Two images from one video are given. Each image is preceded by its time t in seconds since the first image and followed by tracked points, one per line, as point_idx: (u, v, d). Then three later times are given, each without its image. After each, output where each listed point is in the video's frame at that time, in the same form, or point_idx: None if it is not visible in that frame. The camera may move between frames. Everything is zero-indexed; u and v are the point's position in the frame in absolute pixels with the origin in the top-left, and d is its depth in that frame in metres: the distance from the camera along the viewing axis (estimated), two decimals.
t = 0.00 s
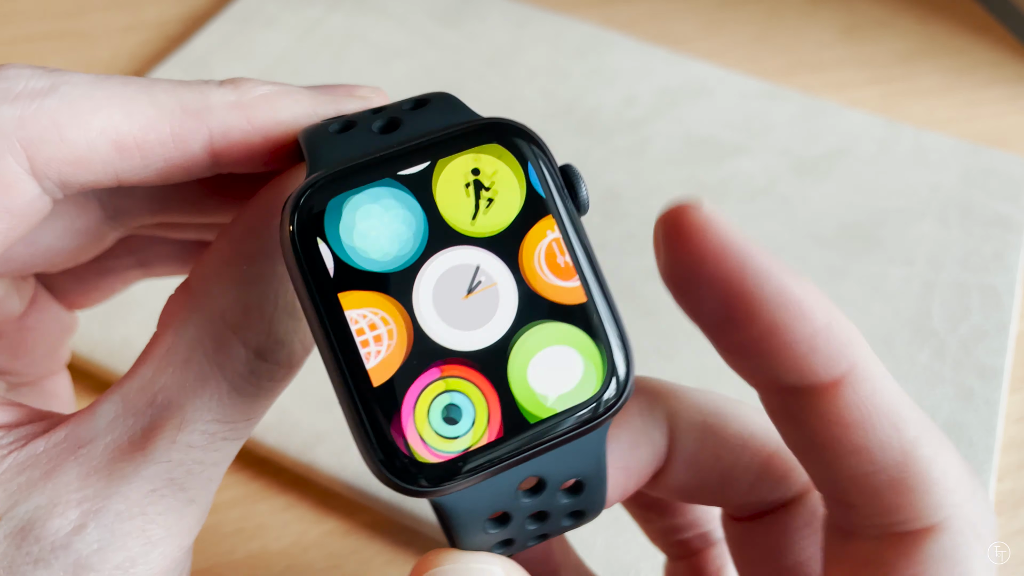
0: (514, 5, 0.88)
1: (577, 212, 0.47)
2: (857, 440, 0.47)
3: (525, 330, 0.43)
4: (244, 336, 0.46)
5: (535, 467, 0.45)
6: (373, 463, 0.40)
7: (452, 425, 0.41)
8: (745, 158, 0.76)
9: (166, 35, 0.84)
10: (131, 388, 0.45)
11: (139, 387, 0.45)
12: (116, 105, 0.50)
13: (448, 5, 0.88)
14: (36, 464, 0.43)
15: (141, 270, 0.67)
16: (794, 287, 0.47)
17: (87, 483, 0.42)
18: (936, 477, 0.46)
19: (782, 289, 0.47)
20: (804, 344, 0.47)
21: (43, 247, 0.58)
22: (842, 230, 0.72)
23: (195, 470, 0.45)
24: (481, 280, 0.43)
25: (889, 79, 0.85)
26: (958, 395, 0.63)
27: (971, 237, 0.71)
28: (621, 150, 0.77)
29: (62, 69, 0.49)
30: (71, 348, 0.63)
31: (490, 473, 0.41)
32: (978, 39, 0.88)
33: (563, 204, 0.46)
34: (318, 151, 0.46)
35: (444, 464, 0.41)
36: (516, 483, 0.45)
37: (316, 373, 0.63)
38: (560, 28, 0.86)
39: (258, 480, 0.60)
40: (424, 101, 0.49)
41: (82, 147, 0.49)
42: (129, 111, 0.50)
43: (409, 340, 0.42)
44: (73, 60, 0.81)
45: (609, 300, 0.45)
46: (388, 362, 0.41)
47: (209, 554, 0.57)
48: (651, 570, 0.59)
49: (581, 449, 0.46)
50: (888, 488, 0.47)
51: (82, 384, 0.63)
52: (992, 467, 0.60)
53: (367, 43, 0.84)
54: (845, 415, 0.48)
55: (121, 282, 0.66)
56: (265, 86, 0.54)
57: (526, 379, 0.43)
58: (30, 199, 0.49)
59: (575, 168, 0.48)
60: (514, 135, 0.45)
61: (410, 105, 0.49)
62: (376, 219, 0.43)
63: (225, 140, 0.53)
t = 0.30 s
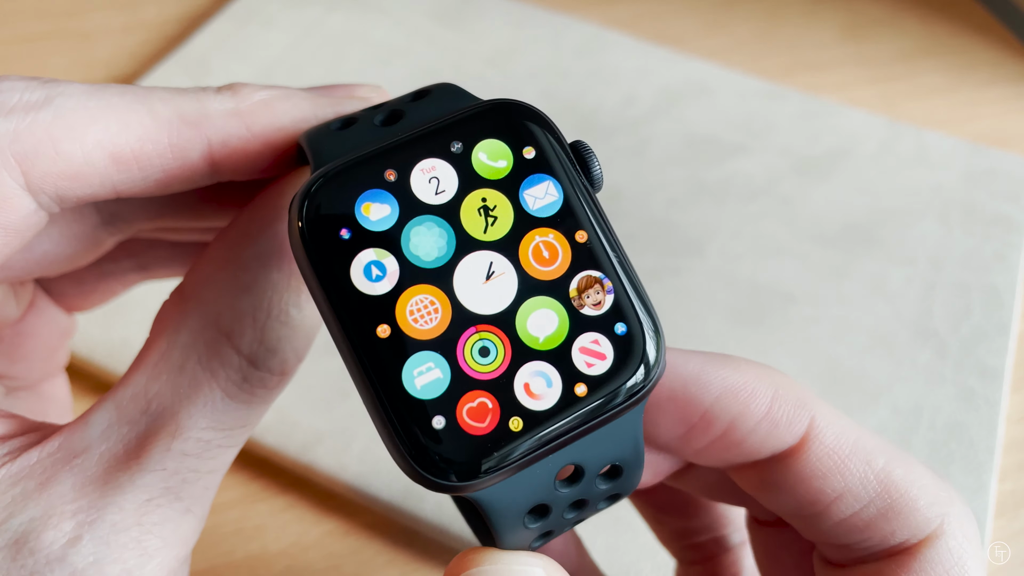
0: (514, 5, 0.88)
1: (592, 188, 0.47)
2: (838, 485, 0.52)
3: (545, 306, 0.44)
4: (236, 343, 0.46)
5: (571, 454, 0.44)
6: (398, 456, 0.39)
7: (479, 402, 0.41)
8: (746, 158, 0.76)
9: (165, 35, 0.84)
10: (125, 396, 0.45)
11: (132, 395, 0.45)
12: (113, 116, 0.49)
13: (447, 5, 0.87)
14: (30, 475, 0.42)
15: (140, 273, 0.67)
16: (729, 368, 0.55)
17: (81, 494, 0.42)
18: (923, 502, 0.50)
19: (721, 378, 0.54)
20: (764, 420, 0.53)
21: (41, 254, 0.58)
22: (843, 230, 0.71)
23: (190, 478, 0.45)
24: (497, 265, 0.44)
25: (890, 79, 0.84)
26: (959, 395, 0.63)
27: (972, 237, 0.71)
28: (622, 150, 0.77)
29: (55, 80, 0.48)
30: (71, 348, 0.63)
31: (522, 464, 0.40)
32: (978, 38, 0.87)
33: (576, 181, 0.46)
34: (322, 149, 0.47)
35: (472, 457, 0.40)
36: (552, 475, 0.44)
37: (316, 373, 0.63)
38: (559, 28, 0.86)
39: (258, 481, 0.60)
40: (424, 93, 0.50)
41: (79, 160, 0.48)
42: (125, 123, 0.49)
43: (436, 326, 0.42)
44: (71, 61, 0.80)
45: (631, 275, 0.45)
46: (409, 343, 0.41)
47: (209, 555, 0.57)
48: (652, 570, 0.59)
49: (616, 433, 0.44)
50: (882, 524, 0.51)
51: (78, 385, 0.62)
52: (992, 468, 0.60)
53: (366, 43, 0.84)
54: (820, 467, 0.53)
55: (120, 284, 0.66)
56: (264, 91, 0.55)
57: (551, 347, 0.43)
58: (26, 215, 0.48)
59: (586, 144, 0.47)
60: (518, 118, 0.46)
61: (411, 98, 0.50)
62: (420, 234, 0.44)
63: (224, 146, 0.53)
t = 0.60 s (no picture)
0: (514, 4, 0.88)
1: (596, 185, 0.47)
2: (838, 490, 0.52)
3: (555, 304, 0.44)
4: (233, 345, 0.46)
5: (579, 450, 0.44)
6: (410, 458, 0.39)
7: (490, 400, 0.41)
8: (746, 158, 0.76)
9: (165, 35, 0.84)
10: (121, 398, 0.45)
11: (129, 397, 0.45)
12: (110, 118, 0.49)
13: (447, 4, 0.87)
14: (26, 479, 0.42)
15: (138, 273, 0.67)
16: (731, 374, 0.54)
17: (78, 497, 0.42)
18: (925, 504, 0.50)
19: (722, 383, 0.54)
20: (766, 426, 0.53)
21: (38, 256, 0.57)
22: (843, 230, 0.71)
23: (187, 481, 0.45)
24: (505, 263, 0.44)
25: (890, 79, 0.84)
26: (959, 395, 0.63)
27: (972, 237, 0.71)
28: (621, 150, 0.77)
29: (50, 83, 0.47)
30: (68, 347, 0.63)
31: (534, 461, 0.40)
32: (978, 38, 0.87)
33: (580, 178, 0.46)
34: (324, 150, 0.46)
35: (483, 457, 0.40)
36: (563, 470, 0.44)
37: (316, 373, 0.63)
38: (559, 28, 0.86)
39: (258, 481, 0.60)
40: (424, 92, 0.50)
41: (74, 163, 0.48)
42: (121, 125, 0.49)
43: (446, 326, 0.42)
44: (71, 61, 0.80)
45: (637, 271, 0.45)
46: (419, 343, 0.41)
47: (210, 555, 0.57)
48: (652, 571, 0.59)
49: (625, 428, 0.45)
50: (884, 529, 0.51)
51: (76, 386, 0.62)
52: (992, 468, 0.60)
53: (366, 43, 0.83)
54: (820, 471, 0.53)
55: (119, 284, 0.66)
56: (261, 92, 0.54)
57: (560, 344, 0.43)
58: (21, 217, 0.48)
59: (589, 140, 0.47)
60: (521, 116, 0.46)
61: (411, 98, 0.50)
62: (427, 234, 0.44)
63: (221, 149, 0.53)
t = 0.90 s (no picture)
0: (514, 4, 0.88)
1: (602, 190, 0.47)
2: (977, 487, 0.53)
3: (560, 307, 0.44)
4: (236, 348, 0.46)
5: (583, 455, 0.44)
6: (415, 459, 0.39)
7: (495, 402, 0.41)
8: (746, 158, 0.76)
9: (165, 35, 0.84)
10: (125, 400, 0.45)
11: (132, 399, 0.45)
12: (115, 125, 0.49)
13: (448, 4, 0.87)
14: (30, 480, 0.42)
15: (140, 275, 0.67)
16: (874, 356, 0.56)
17: (81, 499, 0.42)
18: None
19: (876, 363, 0.56)
20: (894, 412, 0.55)
21: (38, 257, 0.58)
22: (843, 230, 0.71)
23: (190, 482, 0.45)
24: (511, 267, 0.44)
25: (890, 79, 0.84)
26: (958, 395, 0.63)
27: (972, 236, 0.71)
28: (622, 150, 0.77)
29: (56, 87, 0.47)
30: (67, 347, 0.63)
31: (540, 464, 0.41)
32: (979, 38, 0.87)
33: (586, 183, 0.46)
34: (332, 151, 0.47)
35: (488, 459, 0.40)
36: (566, 474, 0.44)
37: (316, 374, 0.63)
38: (559, 27, 0.85)
39: (257, 481, 0.60)
40: (432, 96, 0.50)
41: (81, 169, 0.48)
42: (128, 131, 0.49)
43: (452, 327, 0.42)
44: (71, 62, 0.80)
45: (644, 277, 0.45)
46: (425, 344, 0.41)
47: (210, 555, 0.57)
48: (652, 571, 0.59)
49: (628, 433, 0.45)
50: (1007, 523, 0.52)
51: (78, 386, 0.62)
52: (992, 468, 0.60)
53: (366, 43, 0.83)
54: (956, 465, 0.54)
55: (118, 284, 0.66)
56: (267, 96, 0.54)
57: (565, 345, 0.43)
58: (28, 224, 0.48)
59: (595, 148, 0.48)
60: (529, 121, 0.46)
61: (419, 101, 0.50)
62: (434, 235, 0.44)
63: (228, 154, 0.53)
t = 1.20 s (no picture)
0: (514, 5, 0.88)
1: (582, 219, 0.49)
2: (839, 529, 0.35)
3: (526, 324, 0.45)
4: (235, 329, 0.47)
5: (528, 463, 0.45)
6: (369, 448, 0.40)
7: (454, 405, 0.42)
8: (746, 157, 0.76)
9: (166, 35, 0.84)
10: (125, 380, 0.45)
11: (132, 380, 0.45)
12: (121, 116, 0.49)
13: (448, 5, 0.87)
14: (30, 458, 0.42)
15: (135, 272, 0.67)
16: (747, 348, 0.37)
17: (81, 477, 0.42)
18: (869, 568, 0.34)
19: (749, 364, 0.37)
20: (734, 426, 0.37)
21: (40, 244, 0.58)
22: (843, 230, 0.71)
23: (189, 461, 0.45)
24: (487, 281, 0.45)
25: (891, 79, 0.84)
26: (959, 395, 0.63)
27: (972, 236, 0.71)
28: (622, 150, 0.77)
29: (62, 79, 0.47)
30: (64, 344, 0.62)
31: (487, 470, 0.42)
32: (979, 38, 0.87)
33: (568, 211, 0.48)
34: (329, 142, 0.47)
35: (442, 458, 0.41)
36: (510, 480, 0.45)
37: (314, 373, 0.63)
38: (559, 28, 0.86)
39: (258, 481, 0.60)
40: (433, 103, 0.51)
41: (88, 160, 0.48)
42: (133, 122, 0.49)
43: (423, 330, 0.43)
44: (72, 61, 0.80)
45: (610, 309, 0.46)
46: (396, 343, 0.42)
47: (209, 555, 0.57)
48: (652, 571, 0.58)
49: (574, 450, 0.46)
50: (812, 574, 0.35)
51: (73, 385, 0.61)
52: (992, 467, 0.59)
53: (366, 43, 0.83)
54: (803, 500, 0.36)
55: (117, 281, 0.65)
56: (267, 86, 0.54)
57: (529, 360, 0.44)
58: (36, 214, 0.48)
59: (581, 177, 0.49)
60: (524, 143, 0.48)
61: (419, 107, 0.50)
62: (418, 240, 0.44)
63: (231, 145, 0.54)
